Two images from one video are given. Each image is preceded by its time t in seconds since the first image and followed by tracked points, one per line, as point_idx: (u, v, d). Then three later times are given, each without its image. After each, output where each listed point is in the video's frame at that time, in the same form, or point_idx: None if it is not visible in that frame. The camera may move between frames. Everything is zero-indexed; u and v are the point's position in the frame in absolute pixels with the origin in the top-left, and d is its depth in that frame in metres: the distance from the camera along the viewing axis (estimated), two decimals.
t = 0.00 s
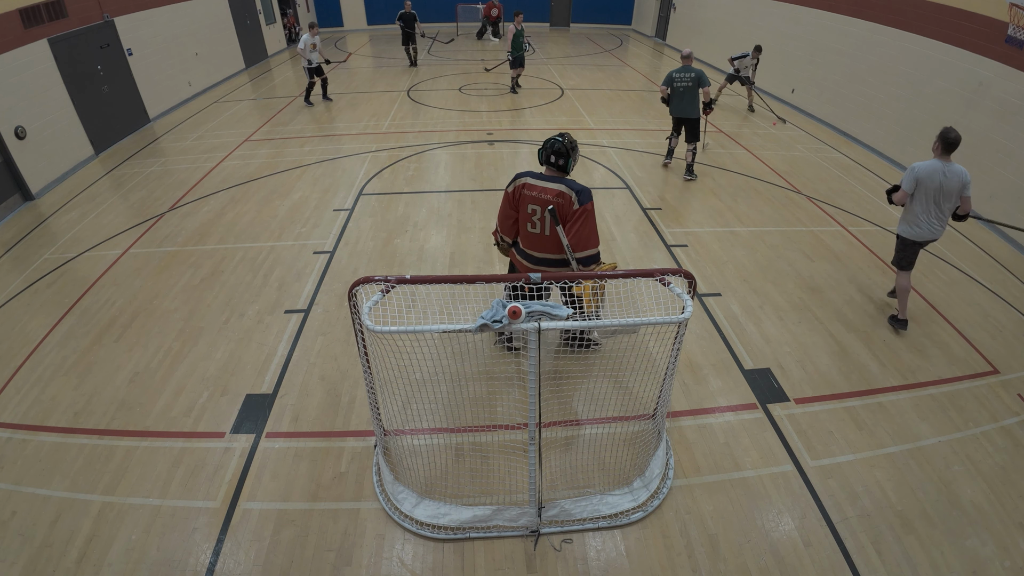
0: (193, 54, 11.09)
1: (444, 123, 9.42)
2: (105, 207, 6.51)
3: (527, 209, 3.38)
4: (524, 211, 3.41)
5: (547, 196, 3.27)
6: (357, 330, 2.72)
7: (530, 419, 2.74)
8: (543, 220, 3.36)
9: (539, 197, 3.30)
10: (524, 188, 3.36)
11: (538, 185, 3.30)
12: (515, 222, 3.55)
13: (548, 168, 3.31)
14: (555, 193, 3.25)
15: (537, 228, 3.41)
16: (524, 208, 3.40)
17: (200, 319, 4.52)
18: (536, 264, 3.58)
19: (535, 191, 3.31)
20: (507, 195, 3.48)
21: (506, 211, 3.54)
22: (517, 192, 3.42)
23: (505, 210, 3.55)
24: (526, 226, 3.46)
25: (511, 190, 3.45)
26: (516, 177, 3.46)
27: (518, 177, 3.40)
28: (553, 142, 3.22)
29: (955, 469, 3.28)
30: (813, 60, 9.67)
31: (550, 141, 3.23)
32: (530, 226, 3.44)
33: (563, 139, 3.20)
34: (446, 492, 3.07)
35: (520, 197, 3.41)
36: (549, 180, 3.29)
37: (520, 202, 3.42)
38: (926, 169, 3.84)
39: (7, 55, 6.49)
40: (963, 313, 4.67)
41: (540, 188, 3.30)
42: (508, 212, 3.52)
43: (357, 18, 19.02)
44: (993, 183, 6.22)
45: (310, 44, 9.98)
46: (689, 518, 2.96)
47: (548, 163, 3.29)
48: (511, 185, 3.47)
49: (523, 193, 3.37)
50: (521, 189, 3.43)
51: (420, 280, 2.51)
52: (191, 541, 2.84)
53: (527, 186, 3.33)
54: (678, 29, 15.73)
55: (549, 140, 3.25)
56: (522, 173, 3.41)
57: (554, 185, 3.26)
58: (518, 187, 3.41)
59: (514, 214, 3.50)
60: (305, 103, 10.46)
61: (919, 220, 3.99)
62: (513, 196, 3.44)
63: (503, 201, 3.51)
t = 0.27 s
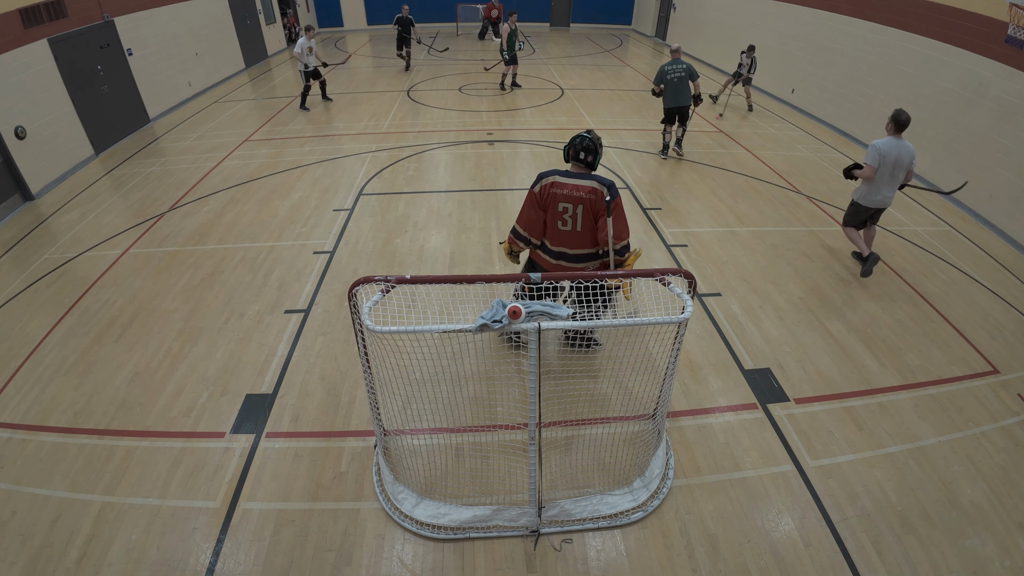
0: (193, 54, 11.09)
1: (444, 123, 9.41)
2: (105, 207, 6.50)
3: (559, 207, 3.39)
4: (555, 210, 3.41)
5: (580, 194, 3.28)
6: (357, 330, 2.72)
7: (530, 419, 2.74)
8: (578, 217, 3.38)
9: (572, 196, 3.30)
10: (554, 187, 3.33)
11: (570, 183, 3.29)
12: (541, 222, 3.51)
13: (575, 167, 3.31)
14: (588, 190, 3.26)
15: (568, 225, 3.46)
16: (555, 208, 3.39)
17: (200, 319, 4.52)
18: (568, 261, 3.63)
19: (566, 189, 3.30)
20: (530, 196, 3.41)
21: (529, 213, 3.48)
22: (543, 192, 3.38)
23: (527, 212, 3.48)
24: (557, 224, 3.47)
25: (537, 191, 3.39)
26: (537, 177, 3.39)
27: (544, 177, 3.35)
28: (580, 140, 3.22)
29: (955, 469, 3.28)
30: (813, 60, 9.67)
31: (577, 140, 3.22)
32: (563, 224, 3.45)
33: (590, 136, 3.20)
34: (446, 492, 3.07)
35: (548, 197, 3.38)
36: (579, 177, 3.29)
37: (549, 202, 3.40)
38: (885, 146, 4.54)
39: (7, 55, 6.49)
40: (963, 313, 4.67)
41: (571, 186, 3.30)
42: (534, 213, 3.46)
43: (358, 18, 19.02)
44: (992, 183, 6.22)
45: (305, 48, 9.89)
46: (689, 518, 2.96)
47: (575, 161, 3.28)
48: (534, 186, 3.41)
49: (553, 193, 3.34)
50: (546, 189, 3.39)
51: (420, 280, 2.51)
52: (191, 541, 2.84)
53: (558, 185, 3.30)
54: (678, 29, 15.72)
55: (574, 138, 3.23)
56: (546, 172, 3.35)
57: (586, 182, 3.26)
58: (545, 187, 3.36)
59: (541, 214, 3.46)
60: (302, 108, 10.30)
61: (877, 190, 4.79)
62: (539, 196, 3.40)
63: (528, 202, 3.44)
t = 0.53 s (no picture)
0: (193, 54, 11.09)
1: (444, 123, 9.41)
2: (105, 207, 6.50)
3: (577, 203, 3.35)
4: (573, 207, 3.37)
5: (600, 189, 3.28)
6: (357, 330, 2.72)
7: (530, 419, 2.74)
8: (597, 213, 3.37)
9: (592, 191, 3.28)
10: (571, 184, 3.30)
11: (589, 179, 3.27)
12: (557, 221, 3.44)
13: (592, 163, 3.30)
14: (607, 185, 3.27)
15: (585, 221, 3.43)
16: (573, 205, 3.35)
17: (200, 319, 4.52)
18: (584, 257, 3.62)
19: (585, 185, 3.28)
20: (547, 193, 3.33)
21: (545, 212, 3.39)
22: (560, 189, 3.32)
23: (542, 210, 3.39)
24: (575, 222, 3.44)
25: (554, 188, 3.32)
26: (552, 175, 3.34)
27: (561, 174, 3.30)
28: (595, 135, 3.22)
29: (955, 469, 3.28)
30: (813, 60, 9.67)
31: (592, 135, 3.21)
32: (581, 220, 3.42)
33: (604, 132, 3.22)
34: (446, 492, 3.07)
35: (566, 194, 3.34)
36: (597, 172, 3.28)
37: (566, 199, 3.35)
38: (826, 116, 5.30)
39: (7, 55, 6.49)
40: (963, 313, 4.67)
41: (589, 182, 3.28)
42: (551, 211, 3.38)
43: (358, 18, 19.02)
44: (992, 183, 6.22)
45: (303, 49, 9.87)
46: (689, 518, 2.96)
47: (591, 158, 3.27)
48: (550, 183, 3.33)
49: (570, 190, 3.31)
50: (563, 187, 3.34)
51: (420, 280, 2.51)
52: (191, 541, 2.84)
53: (577, 182, 3.26)
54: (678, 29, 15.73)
55: (588, 134, 3.23)
56: (561, 170, 3.31)
57: (605, 177, 3.27)
58: (562, 184, 3.31)
59: (557, 212, 3.41)
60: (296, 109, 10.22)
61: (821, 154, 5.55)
62: (555, 193, 3.33)
63: (545, 200, 3.35)
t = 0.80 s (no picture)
0: (193, 54, 11.09)
1: (445, 123, 9.41)
2: (105, 207, 6.50)
3: (576, 198, 3.34)
4: (572, 202, 3.36)
5: (598, 184, 3.27)
6: (357, 330, 2.72)
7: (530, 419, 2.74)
8: (596, 207, 3.37)
9: (592, 186, 3.27)
10: (571, 178, 3.28)
11: (588, 173, 3.26)
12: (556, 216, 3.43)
13: (589, 158, 3.29)
14: (606, 181, 3.26)
15: (584, 217, 3.42)
16: (573, 199, 3.35)
17: (200, 319, 4.52)
18: (584, 253, 3.61)
19: (585, 180, 3.27)
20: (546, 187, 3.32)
21: (544, 207, 3.37)
22: (560, 184, 3.31)
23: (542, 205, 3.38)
24: (574, 216, 3.43)
25: (554, 182, 3.32)
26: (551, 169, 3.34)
27: (560, 168, 3.30)
28: (592, 131, 3.22)
29: (955, 469, 3.28)
30: (813, 60, 9.67)
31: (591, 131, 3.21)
32: (581, 215, 3.42)
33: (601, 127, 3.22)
34: (446, 492, 3.07)
35: (566, 189, 3.32)
36: (596, 166, 3.27)
37: (565, 193, 3.34)
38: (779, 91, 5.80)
39: (7, 55, 6.49)
40: (963, 313, 4.68)
41: (589, 177, 3.27)
42: (550, 205, 3.37)
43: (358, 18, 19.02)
44: (993, 183, 6.22)
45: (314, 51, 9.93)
46: (690, 518, 2.96)
47: (590, 153, 3.27)
48: (550, 177, 3.33)
49: (569, 184, 3.30)
50: (562, 181, 3.33)
51: (420, 280, 2.51)
52: (191, 541, 2.84)
53: (577, 176, 3.26)
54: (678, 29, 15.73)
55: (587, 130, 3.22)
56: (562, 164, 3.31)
57: (604, 172, 3.26)
58: (562, 178, 3.30)
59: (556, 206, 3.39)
60: (296, 109, 10.24)
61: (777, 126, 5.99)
62: (555, 188, 3.32)
63: (544, 194, 3.34)
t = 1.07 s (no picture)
0: (193, 54, 11.10)
1: (445, 123, 9.41)
2: (105, 207, 6.50)
3: (555, 199, 3.42)
4: (552, 201, 3.43)
5: (576, 183, 3.40)
6: (357, 330, 2.72)
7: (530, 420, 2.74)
8: (574, 206, 3.44)
9: (569, 185, 3.40)
10: (548, 180, 3.41)
11: (564, 175, 3.41)
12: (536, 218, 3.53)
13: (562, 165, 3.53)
14: (582, 180, 3.41)
15: (566, 216, 3.46)
16: (551, 198, 3.43)
17: (200, 319, 4.51)
18: (564, 254, 3.59)
19: (561, 180, 3.40)
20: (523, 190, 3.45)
21: (523, 207, 3.49)
22: (538, 186, 3.45)
23: (520, 207, 3.51)
24: (553, 216, 3.47)
25: (531, 186, 3.46)
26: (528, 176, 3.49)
27: (536, 173, 3.46)
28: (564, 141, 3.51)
29: (955, 469, 3.28)
30: (813, 60, 9.67)
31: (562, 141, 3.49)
32: (559, 214, 3.47)
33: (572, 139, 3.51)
34: (446, 492, 3.07)
35: (545, 190, 3.42)
36: (571, 170, 3.46)
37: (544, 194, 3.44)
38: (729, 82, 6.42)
39: (7, 55, 6.49)
40: (963, 313, 4.67)
41: (565, 178, 3.42)
42: (529, 208, 3.48)
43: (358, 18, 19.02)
44: (993, 183, 6.22)
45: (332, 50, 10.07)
46: (690, 518, 2.96)
47: (564, 159, 3.49)
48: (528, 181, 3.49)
49: (547, 186, 3.42)
50: (539, 185, 3.46)
51: (420, 280, 2.51)
52: (191, 541, 2.84)
53: (554, 175, 3.38)
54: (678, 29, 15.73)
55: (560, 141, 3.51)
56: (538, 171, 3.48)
57: (579, 172, 3.43)
58: (539, 182, 3.44)
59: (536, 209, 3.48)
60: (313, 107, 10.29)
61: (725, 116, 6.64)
62: (533, 190, 3.46)
63: (522, 197, 3.47)
